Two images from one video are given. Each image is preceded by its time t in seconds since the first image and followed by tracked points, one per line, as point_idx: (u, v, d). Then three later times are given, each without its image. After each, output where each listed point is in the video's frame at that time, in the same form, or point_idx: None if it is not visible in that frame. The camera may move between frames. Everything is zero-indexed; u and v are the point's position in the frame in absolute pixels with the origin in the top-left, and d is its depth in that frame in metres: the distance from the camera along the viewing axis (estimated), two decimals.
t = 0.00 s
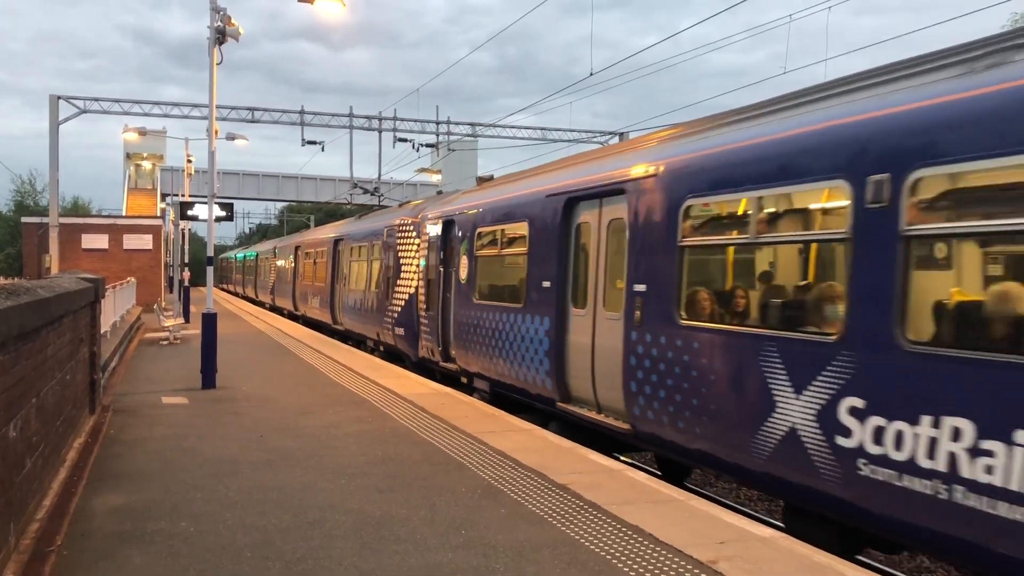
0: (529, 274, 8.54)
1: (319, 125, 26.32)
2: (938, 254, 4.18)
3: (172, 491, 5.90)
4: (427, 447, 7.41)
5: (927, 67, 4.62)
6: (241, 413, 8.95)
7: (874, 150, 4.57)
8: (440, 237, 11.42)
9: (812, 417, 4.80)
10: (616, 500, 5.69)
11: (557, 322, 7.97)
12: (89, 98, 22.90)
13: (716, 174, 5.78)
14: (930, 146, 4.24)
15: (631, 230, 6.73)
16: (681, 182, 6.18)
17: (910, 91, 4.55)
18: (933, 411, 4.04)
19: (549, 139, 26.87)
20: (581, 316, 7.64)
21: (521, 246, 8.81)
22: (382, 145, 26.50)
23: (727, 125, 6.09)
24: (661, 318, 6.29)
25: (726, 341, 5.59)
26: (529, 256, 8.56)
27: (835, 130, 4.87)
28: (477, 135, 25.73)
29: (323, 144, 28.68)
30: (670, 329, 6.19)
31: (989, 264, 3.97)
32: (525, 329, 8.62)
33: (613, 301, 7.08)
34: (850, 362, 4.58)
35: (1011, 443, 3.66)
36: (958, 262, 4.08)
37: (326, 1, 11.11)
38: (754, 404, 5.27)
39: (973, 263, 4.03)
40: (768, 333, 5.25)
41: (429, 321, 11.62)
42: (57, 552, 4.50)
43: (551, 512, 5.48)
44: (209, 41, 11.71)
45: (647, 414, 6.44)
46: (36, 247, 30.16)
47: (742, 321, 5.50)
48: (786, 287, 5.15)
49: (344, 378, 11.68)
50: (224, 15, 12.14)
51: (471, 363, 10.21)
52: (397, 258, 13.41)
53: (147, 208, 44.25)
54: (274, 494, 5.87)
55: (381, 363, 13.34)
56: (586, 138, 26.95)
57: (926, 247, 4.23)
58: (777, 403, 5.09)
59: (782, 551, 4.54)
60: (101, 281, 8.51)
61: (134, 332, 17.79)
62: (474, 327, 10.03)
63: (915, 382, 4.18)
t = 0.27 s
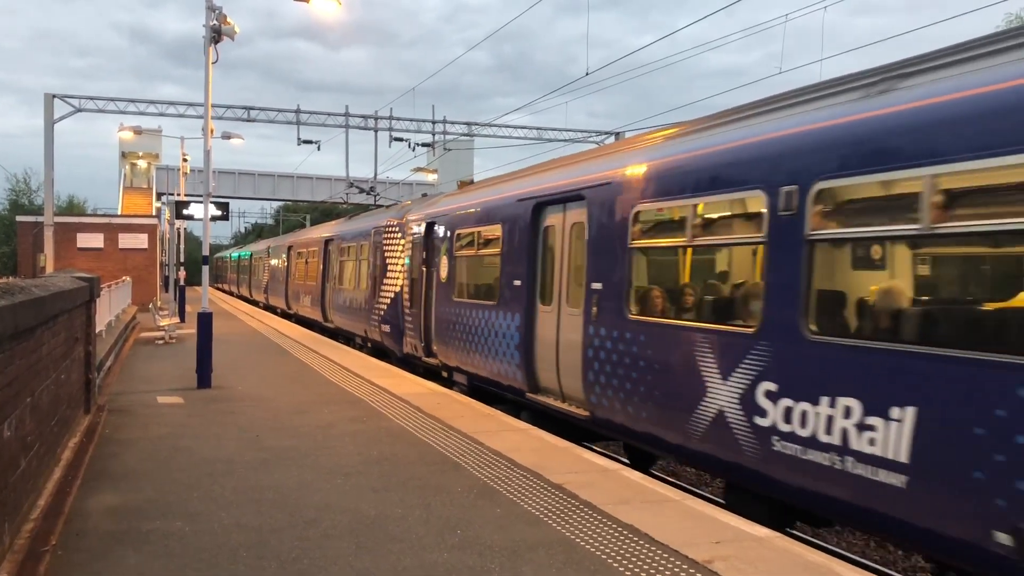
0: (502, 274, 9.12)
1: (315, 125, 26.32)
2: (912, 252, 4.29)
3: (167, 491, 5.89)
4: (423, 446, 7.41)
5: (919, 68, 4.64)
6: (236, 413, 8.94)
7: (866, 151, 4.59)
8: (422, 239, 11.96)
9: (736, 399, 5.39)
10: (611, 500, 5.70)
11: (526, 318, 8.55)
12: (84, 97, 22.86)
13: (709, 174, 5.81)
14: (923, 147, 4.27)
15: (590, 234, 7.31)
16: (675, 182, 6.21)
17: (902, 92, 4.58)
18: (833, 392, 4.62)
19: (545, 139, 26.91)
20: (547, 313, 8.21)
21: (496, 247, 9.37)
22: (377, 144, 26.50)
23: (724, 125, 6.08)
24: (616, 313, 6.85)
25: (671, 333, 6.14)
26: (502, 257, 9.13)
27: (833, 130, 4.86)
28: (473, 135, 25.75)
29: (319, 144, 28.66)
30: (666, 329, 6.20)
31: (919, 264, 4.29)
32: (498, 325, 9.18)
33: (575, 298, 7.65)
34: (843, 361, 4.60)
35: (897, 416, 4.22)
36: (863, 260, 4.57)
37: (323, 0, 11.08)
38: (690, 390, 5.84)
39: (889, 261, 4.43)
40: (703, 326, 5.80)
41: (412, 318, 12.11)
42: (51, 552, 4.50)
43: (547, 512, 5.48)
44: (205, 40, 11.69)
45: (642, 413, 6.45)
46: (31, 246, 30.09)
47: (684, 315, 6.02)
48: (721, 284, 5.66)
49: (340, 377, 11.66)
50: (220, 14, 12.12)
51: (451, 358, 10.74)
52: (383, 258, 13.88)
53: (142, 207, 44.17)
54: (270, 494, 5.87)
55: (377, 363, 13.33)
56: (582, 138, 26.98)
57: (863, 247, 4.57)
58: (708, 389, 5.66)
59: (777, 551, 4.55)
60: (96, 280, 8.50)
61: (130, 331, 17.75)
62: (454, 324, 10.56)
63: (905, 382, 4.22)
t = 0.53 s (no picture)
0: (480, 273, 9.72)
1: (312, 123, 26.29)
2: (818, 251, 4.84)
3: (163, 489, 5.87)
4: (420, 445, 7.41)
5: (915, 68, 4.65)
6: (233, 411, 8.93)
7: (862, 150, 4.60)
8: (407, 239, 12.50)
9: (674, 384, 6.03)
10: (608, 498, 5.70)
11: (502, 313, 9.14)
12: (80, 95, 22.80)
13: (704, 173, 5.83)
14: (919, 146, 4.27)
15: (558, 234, 7.87)
16: (671, 181, 6.21)
17: (897, 92, 4.59)
18: (749, 376, 5.25)
19: (541, 138, 26.92)
20: (520, 308, 8.78)
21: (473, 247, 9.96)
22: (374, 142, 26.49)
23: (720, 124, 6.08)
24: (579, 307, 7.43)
25: (624, 326, 6.73)
26: (479, 256, 9.72)
27: (829, 129, 4.87)
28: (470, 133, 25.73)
29: (316, 142, 28.61)
30: (663, 328, 6.20)
31: (858, 263, 4.60)
32: (476, 322, 9.77)
33: (542, 294, 8.25)
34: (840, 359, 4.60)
35: (799, 395, 4.84)
36: (774, 258, 5.16)
37: None
38: (638, 377, 6.48)
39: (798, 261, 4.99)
40: (649, 320, 6.40)
41: (398, 314, 12.62)
42: (48, 550, 4.49)
43: (543, 510, 5.49)
44: (202, 38, 11.66)
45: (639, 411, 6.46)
46: (28, 245, 30.02)
47: (636, 310, 6.57)
48: (664, 280, 6.23)
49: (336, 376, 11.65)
50: (216, 12, 12.09)
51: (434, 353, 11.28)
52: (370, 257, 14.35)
53: (138, 205, 44.12)
54: (267, 493, 5.86)
55: (373, 361, 13.33)
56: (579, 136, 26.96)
57: (809, 248, 4.91)
58: (652, 376, 6.30)
59: (773, 549, 4.56)
60: (93, 278, 8.49)
61: (126, 330, 17.72)
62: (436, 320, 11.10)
63: (847, 372, 4.53)
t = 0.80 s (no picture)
0: (458, 272, 10.35)
1: (311, 121, 26.26)
2: (736, 251, 5.51)
3: (162, 488, 5.87)
4: (419, 443, 7.41)
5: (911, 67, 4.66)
6: (231, 410, 8.93)
7: (860, 150, 4.61)
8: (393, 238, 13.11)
9: (623, 370, 6.71)
10: (607, 497, 5.70)
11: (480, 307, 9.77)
12: (79, 92, 22.77)
13: (703, 173, 5.85)
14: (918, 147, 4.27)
15: (528, 235, 8.49)
16: (669, 180, 6.23)
17: (893, 91, 4.60)
18: (683, 362, 5.92)
19: (541, 136, 26.89)
20: (497, 302, 9.37)
21: (454, 246, 10.61)
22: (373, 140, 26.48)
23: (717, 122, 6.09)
24: (545, 301, 8.06)
25: (583, 319, 7.37)
26: (459, 255, 10.34)
27: (827, 128, 4.88)
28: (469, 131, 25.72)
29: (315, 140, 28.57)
30: (662, 326, 6.19)
31: (804, 262, 4.95)
32: (456, 316, 10.37)
33: (514, 291, 8.89)
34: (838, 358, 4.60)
35: (720, 377, 5.53)
36: (702, 257, 5.81)
37: None
38: (593, 363, 7.17)
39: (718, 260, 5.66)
40: (603, 313, 7.03)
41: (386, 310, 13.25)
42: (46, 549, 4.48)
43: (543, 509, 5.48)
44: (200, 36, 11.65)
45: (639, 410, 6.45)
46: (26, 243, 29.99)
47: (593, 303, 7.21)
48: (615, 277, 6.85)
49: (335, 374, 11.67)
50: (215, 10, 12.07)
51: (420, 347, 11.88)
52: (361, 255, 14.91)
53: (136, 203, 44.08)
54: (266, 491, 5.86)
55: (372, 359, 13.34)
56: (578, 135, 26.93)
57: (762, 248, 5.29)
58: (604, 362, 6.99)
59: (773, 548, 4.56)
60: (92, 277, 8.49)
61: (124, 328, 17.71)
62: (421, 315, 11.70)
63: (761, 359, 5.18)
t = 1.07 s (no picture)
0: (441, 270, 11.04)
1: (311, 120, 26.26)
2: (702, 251, 5.84)
3: (164, 487, 5.88)
4: (420, 442, 7.42)
5: (911, 66, 4.66)
6: (233, 409, 8.94)
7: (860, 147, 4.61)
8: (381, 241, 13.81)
9: (581, 361, 7.38)
10: (609, 496, 5.69)
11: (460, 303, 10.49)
12: (79, 92, 22.79)
13: (703, 171, 5.85)
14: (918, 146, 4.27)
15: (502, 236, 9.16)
16: (669, 178, 6.23)
17: (893, 90, 4.60)
18: (631, 351, 6.58)
19: (541, 135, 26.87)
20: (475, 299, 10.03)
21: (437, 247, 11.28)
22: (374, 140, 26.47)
23: (718, 123, 6.09)
24: (517, 297, 8.72)
25: (549, 314, 8.01)
26: (442, 255, 11.04)
27: (827, 126, 4.88)
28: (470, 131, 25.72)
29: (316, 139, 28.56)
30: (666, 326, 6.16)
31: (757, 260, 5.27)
32: (440, 312, 11.01)
33: (490, 289, 9.56)
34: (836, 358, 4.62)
35: (658, 364, 6.21)
36: (670, 256, 6.18)
37: None
38: (556, 354, 7.83)
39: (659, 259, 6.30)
40: (567, 308, 7.67)
41: (376, 307, 13.95)
42: (48, 548, 4.49)
43: (544, 508, 5.47)
44: (201, 36, 11.65)
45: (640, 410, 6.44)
46: (27, 242, 30.01)
47: (556, 300, 7.87)
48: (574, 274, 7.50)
49: (336, 373, 11.70)
50: (216, 10, 12.07)
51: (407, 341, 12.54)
52: (355, 254, 15.52)
53: (137, 203, 44.13)
54: (267, 490, 5.86)
55: (373, 359, 13.31)
56: (579, 134, 26.91)
57: (722, 248, 5.63)
58: (566, 353, 7.64)
59: (775, 547, 4.55)
60: (93, 276, 8.49)
61: (126, 327, 17.73)
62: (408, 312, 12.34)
63: (691, 346, 5.84)
